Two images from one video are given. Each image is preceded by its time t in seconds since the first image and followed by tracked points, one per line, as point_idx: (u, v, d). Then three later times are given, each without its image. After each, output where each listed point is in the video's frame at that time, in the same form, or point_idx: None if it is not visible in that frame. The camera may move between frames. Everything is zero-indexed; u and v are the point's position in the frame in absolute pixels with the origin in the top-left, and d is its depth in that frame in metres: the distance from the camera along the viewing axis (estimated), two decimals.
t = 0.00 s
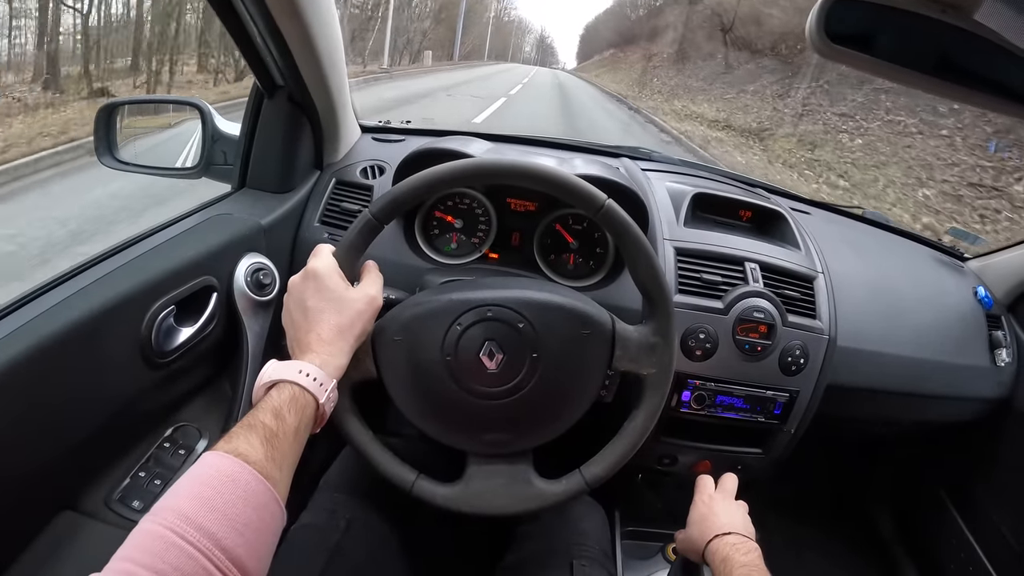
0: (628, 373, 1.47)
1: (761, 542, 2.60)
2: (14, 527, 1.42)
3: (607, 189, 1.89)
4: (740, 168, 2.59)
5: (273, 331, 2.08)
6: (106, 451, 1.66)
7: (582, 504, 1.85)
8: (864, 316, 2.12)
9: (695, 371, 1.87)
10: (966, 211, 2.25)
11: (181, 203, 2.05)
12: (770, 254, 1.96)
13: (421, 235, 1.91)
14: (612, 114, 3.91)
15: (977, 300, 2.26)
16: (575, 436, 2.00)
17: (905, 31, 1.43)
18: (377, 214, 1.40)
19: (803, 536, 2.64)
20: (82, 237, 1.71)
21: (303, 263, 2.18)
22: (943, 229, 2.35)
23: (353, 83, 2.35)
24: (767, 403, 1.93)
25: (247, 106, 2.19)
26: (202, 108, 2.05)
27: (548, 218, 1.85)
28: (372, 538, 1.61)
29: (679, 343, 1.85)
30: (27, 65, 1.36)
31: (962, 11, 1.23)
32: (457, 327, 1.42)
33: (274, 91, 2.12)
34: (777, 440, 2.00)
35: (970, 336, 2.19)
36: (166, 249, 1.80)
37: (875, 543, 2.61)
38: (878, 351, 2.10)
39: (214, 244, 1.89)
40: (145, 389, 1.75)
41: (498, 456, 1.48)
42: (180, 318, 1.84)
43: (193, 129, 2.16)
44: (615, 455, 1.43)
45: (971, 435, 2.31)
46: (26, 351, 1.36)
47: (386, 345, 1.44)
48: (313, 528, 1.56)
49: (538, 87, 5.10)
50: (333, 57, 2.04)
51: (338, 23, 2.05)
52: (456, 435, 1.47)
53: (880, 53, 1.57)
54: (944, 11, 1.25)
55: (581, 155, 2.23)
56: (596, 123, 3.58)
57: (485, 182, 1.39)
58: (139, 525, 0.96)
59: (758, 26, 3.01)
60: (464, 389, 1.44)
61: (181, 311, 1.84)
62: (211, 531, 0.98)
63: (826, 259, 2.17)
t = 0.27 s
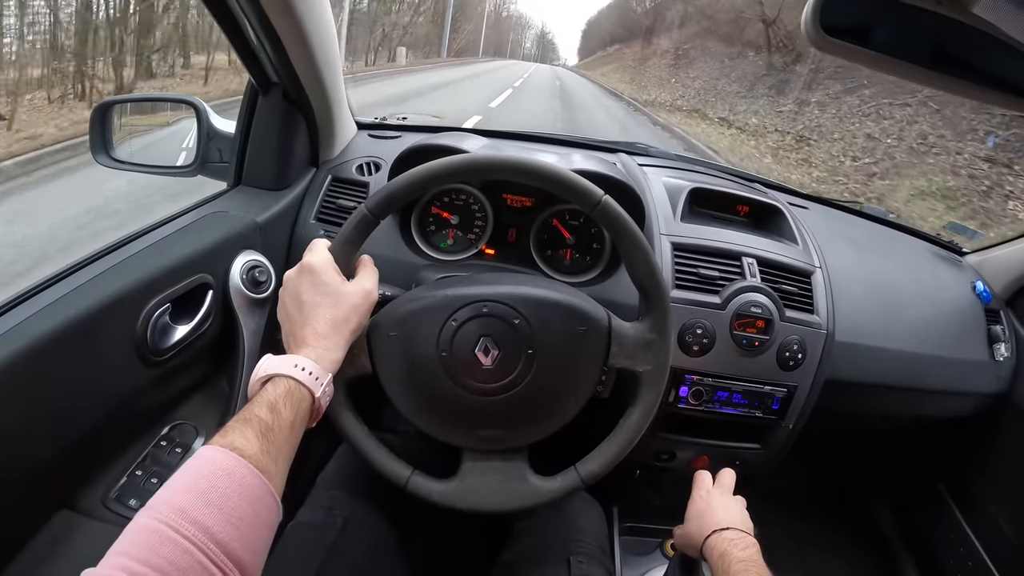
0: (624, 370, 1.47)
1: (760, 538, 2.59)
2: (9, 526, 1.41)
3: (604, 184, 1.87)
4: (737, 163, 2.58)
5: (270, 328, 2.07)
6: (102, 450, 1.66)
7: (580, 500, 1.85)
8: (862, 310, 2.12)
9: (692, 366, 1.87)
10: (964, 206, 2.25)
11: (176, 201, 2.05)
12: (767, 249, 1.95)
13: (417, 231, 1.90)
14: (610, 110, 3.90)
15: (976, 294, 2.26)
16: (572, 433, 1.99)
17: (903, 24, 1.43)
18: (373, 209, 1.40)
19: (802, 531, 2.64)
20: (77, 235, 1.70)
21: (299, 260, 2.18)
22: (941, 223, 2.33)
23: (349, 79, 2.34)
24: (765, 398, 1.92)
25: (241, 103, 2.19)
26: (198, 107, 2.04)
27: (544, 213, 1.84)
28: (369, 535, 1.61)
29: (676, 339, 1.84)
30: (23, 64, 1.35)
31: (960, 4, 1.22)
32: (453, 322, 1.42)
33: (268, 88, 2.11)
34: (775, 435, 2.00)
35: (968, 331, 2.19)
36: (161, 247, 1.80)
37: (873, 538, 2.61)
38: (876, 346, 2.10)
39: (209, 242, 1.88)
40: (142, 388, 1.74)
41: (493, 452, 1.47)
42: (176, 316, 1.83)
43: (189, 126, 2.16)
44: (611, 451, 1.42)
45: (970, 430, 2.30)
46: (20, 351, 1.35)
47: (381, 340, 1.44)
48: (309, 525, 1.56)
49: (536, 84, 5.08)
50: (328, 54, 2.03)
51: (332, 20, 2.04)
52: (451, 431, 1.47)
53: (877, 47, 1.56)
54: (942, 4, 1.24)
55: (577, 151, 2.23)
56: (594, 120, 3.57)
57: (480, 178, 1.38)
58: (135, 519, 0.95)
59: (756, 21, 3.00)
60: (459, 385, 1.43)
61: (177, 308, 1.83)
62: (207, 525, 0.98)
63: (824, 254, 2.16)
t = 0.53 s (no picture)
0: (621, 366, 1.46)
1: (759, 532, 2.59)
2: (5, 523, 1.40)
3: (602, 178, 1.87)
4: (736, 158, 2.57)
5: (268, 322, 2.05)
6: (99, 447, 1.65)
7: (578, 494, 1.85)
8: (861, 305, 2.11)
9: (690, 360, 1.86)
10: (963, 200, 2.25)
11: (173, 197, 2.04)
12: (765, 243, 1.94)
13: (414, 226, 1.90)
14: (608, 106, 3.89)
15: (974, 288, 2.25)
16: (570, 428, 1.99)
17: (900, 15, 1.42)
18: (372, 200, 1.40)
19: (801, 526, 2.63)
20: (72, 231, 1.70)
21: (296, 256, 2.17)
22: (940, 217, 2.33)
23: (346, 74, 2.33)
24: (763, 393, 1.92)
25: (237, 99, 2.18)
26: (194, 102, 2.03)
27: (542, 208, 1.84)
28: (367, 530, 1.60)
29: (674, 333, 1.83)
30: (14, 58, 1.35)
31: None
32: (450, 316, 1.41)
33: (264, 83, 2.10)
34: (774, 430, 2.00)
35: (967, 325, 2.18)
36: (158, 243, 1.79)
37: (872, 532, 2.61)
38: (874, 340, 2.09)
39: (206, 238, 1.88)
40: (138, 384, 1.74)
41: (489, 447, 1.47)
42: (173, 311, 1.83)
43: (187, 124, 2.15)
44: (607, 448, 1.42)
45: (970, 425, 2.29)
46: (15, 347, 1.35)
47: (378, 333, 1.43)
48: (306, 520, 1.55)
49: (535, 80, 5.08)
50: (324, 49, 2.02)
51: (327, 15, 2.03)
52: (448, 425, 1.46)
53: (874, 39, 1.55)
54: None
55: (575, 145, 2.22)
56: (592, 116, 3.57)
57: (476, 171, 1.38)
58: (130, 508, 0.95)
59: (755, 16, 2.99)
60: (456, 379, 1.43)
61: (173, 303, 1.83)
62: (202, 513, 0.97)
63: (822, 248, 2.16)
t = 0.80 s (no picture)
0: (624, 368, 1.46)
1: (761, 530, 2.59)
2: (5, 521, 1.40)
3: (606, 175, 1.87)
4: (737, 156, 2.57)
5: (269, 321, 2.05)
6: (99, 444, 1.64)
7: (581, 492, 1.84)
8: (863, 302, 2.11)
9: (693, 358, 1.86)
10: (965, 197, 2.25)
11: (174, 194, 2.03)
12: (768, 240, 1.94)
13: (416, 222, 1.89)
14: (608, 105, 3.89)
15: (975, 286, 2.25)
16: (573, 425, 1.99)
17: (905, 11, 1.41)
18: (380, 193, 1.40)
19: (802, 523, 2.63)
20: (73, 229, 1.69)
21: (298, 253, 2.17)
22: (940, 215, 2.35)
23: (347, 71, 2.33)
24: (766, 390, 1.92)
25: (239, 95, 2.17)
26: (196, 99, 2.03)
27: (545, 204, 1.83)
28: (370, 527, 1.60)
29: (677, 330, 1.83)
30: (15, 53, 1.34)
31: None
32: (455, 311, 1.41)
33: (266, 80, 2.09)
34: (776, 427, 2.00)
35: (968, 323, 2.19)
36: (159, 240, 1.78)
37: (873, 530, 2.61)
38: (876, 338, 2.09)
39: (207, 235, 1.87)
40: (139, 381, 1.73)
41: (491, 444, 1.46)
42: (174, 309, 1.82)
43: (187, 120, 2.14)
44: (610, 447, 1.42)
45: (973, 422, 2.28)
46: (16, 344, 1.34)
47: (383, 326, 1.43)
48: (309, 518, 1.55)
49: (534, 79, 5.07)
50: (326, 45, 2.02)
51: (331, 11, 2.03)
52: (450, 421, 1.46)
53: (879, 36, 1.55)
54: None
55: (577, 143, 2.22)
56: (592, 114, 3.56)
57: (482, 167, 1.37)
58: (134, 495, 0.94)
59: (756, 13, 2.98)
60: (460, 375, 1.42)
61: (175, 300, 1.82)
62: (207, 500, 0.96)
63: (824, 246, 2.15)
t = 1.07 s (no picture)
0: (624, 372, 1.48)
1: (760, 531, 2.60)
2: (10, 523, 1.41)
3: (607, 179, 1.88)
4: (736, 159, 2.58)
5: (271, 324, 2.07)
6: (103, 446, 1.66)
7: (581, 494, 1.86)
8: (861, 304, 2.13)
9: (692, 360, 1.87)
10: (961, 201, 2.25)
11: (177, 198, 2.05)
12: (767, 243, 1.96)
13: (418, 226, 1.91)
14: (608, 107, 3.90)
15: (973, 289, 2.27)
16: (573, 427, 2.00)
17: (902, 18, 1.43)
18: (384, 196, 1.42)
19: (801, 524, 2.65)
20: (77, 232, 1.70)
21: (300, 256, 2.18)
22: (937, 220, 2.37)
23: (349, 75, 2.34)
24: (765, 392, 1.93)
25: (242, 98, 2.18)
26: (198, 102, 2.05)
27: (545, 208, 1.84)
28: (372, 528, 1.61)
29: (677, 333, 1.84)
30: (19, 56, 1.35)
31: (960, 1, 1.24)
32: (457, 314, 1.42)
33: (269, 84, 2.10)
34: (775, 429, 2.01)
35: (966, 326, 2.20)
36: (162, 243, 1.80)
37: (872, 531, 2.62)
38: (874, 340, 2.11)
39: (210, 238, 1.88)
40: (143, 384, 1.75)
41: (490, 446, 1.48)
42: (177, 312, 1.84)
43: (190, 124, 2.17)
44: (608, 450, 1.43)
45: (970, 424, 2.31)
46: (21, 347, 1.35)
47: (385, 329, 1.44)
48: (312, 519, 1.56)
49: (534, 80, 5.08)
50: (329, 49, 2.03)
51: (333, 16, 2.04)
52: (451, 424, 1.47)
53: (875, 42, 1.57)
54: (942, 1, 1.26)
55: (578, 146, 2.23)
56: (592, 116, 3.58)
57: (485, 171, 1.39)
58: (143, 494, 0.96)
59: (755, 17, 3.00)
60: (461, 378, 1.44)
61: (178, 303, 1.83)
62: (215, 501, 0.98)
63: (822, 249, 2.17)
